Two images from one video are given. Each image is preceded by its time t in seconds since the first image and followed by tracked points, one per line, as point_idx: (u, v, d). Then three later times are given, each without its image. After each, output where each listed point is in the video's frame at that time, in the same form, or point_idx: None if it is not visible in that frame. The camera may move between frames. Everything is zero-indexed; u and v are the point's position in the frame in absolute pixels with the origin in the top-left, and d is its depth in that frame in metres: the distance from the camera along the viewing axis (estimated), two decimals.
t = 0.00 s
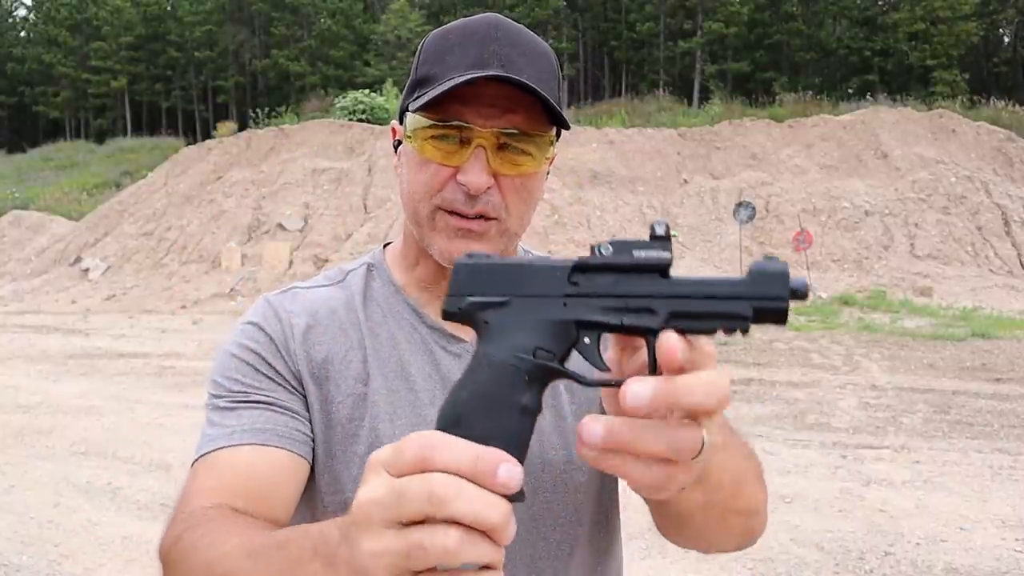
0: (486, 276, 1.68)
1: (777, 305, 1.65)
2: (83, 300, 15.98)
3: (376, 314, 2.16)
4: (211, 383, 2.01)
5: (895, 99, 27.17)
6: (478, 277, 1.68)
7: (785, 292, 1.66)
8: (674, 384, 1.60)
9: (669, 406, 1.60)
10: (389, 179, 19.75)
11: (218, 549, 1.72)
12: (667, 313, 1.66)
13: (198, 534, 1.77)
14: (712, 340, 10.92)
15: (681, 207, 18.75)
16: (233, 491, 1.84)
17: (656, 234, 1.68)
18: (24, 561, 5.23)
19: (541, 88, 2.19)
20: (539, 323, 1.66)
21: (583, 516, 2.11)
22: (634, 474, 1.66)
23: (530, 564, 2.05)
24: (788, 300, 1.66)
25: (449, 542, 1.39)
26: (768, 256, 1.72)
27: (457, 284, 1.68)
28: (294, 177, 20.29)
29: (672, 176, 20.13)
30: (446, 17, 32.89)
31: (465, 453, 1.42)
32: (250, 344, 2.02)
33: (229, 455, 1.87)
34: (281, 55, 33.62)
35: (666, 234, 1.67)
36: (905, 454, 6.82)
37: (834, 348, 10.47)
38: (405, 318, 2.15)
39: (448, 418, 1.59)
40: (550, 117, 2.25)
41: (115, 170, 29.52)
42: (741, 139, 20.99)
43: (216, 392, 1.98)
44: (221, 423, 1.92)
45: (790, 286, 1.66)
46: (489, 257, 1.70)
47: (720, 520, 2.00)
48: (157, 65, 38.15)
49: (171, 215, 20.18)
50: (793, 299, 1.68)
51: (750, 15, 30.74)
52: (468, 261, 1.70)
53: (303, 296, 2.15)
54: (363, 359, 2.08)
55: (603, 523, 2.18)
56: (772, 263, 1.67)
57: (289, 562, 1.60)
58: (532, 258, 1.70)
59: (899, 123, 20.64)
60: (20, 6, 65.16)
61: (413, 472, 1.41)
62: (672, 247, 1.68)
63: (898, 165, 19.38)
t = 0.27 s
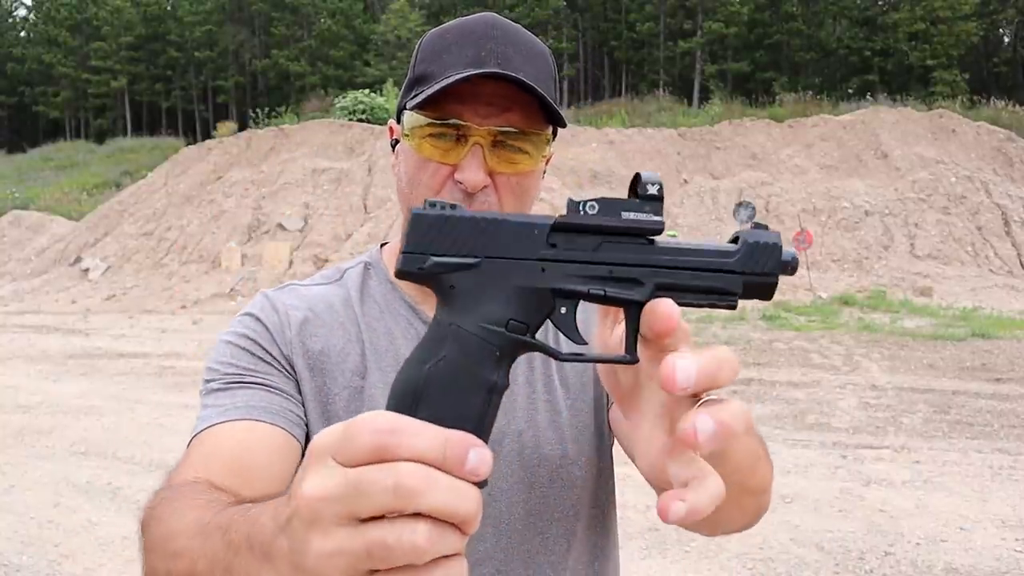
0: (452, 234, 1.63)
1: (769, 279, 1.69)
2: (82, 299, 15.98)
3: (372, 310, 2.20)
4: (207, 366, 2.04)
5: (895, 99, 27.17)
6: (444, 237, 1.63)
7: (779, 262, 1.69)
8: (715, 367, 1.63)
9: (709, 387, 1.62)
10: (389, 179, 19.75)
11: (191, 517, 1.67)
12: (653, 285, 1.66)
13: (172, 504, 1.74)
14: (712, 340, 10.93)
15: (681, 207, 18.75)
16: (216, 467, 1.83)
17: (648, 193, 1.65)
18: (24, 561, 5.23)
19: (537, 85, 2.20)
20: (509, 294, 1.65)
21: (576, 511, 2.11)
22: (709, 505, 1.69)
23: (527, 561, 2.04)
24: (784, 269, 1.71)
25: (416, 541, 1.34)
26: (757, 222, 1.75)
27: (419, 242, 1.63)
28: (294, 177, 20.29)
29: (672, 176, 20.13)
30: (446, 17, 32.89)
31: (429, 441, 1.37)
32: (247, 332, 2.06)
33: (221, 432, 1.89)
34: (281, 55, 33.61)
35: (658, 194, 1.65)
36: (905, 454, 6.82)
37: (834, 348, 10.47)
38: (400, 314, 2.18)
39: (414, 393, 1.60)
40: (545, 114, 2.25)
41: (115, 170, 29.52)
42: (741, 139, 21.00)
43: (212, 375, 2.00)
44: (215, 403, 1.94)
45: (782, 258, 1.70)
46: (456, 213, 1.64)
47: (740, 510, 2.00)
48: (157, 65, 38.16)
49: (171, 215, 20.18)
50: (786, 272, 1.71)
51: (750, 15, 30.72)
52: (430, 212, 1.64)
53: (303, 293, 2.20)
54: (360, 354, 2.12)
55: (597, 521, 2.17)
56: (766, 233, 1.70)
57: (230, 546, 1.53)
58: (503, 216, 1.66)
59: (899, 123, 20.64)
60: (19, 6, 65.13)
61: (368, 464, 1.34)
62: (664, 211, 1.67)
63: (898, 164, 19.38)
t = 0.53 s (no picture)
0: (437, 225, 1.62)
1: (764, 263, 1.71)
2: (82, 300, 15.98)
3: (370, 309, 2.19)
4: (205, 362, 2.04)
5: (895, 99, 27.18)
6: (431, 227, 1.62)
7: (774, 245, 1.71)
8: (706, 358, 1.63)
9: (701, 377, 1.63)
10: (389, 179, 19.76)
11: (184, 513, 1.67)
12: (648, 271, 1.67)
13: (166, 501, 1.73)
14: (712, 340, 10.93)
15: (681, 207, 18.75)
16: (212, 462, 1.83)
17: (639, 175, 1.65)
18: (24, 561, 5.23)
19: (550, 83, 2.23)
20: (496, 286, 1.64)
21: (573, 509, 2.11)
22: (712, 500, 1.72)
23: (525, 559, 2.04)
24: (779, 253, 1.72)
25: (410, 549, 1.35)
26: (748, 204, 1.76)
27: (404, 231, 1.62)
28: (294, 177, 20.30)
29: (672, 175, 20.14)
30: (446, 17, 32.89)
31: (417, 444, 1.36)
32: (244, 329, 2.07)
33: (217, 426, 1.89)
34: (281, 55, 33.60)
35: (649, 177, 1.65)
36: (905, 454, 6.82)
37: (834, 348, 10.47)
38: (398, 313, 2.18)
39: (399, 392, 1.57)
40: (553, 112, 2.28)
41: (115, 170, 29.52)
42: (741, 139, 21.00)
43: (209, 371, 2.01)
44: (212, 399, 1.95)
45: (778, 240, 1.71)
46: (440, 201, 1.64)
47: (738, 494, 2.03)
48: (157, 65, 38.16)
49: (171, 215, 20.18)
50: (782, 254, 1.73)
51: (750, 15, 30.70)
52: (412, 202, 1.63)
53: (302, 291, 2.20)
54: (358, 352, 2.12)
55: (594, 517, 2.17)
56: (760, 216, 1.72)
57: (217, 546, 1.53)
58: (491, 205, 1.65)
59: (899, 123, 20.64)
60: (20, 7, 65.13)
61: (356, 471, 1.33)
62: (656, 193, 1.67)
63: (898, 164, 19.38)
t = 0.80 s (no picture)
0: (430, 214, 1.62)
1: (761, 250, 1.70)
2: (82, 299, 15.98)
3: (367, 308, 2.19)
4: (203, 362, 2.05)
5: (895, 99, 27.17)
6: (423, 216, 1.63)
7: (771, 231, 1.71)
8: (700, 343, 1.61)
9: (694, 363, 1.61)
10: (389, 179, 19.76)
11: (180, 511, 1.68)
12: (643, 260, 1.67)
13: (163, 500, 1.73)
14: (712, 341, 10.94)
15: (681, 207, 18.75)
16: (209, 461, 1.83)
17: (632, 163, 1.65)
18: (24, 561, 5.23)
19: (549, 82, 2.23)
20: (490, 276, 1.64)
21: (571, 511, 2.11)
22: (701, 492, 1.69)
23: (523, 560, 2.04)
24: (776, 240, 1.72)
25: (407, 542, 1.35)
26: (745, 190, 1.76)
27: (396, 221, 1.63)
28: (294, 177, 20.30)
29: (672, 175, 20.14)
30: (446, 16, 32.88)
31: (413, 439, 1.36)
32: (241, 328, 2.07)
33: (214, 426, 1.89)
34: (281, 55, 33.60)
35: (643, 163, 1.65)
36: (905, 454, 6.82)
37: (834, 348, 10.48)
38: (395, 313, 2.18)
39: (395, 384, 1.59)
40: (551, 112, 2.29)
41: (115, 170, 29.52)
42: (741, 139, 21.00)
43: (206, 370, 2.02)
44: (209, 398, 1.95)
45: (775, 226, 1.71)
46: (431, 190, 1.64)
47: (735, 492, 2.03)
48: (157, 65, 38.18)
49: (171, 215, 20.19)
50: (780, 240, 1.73)
51: (750, 15, 30.70)
52: (402, 191, 1.63)
53: (300, 292, 2.20)
54: (355, 352, 2.12)
55: (592, 518, 2.17)
56: (757, 201, 1.72)
57: (214, 544, 1.54)
58: (483, 194, 1.65)
59: (899, 123, 20.63)
60: (20, 6, 65.05)
61: (349, 466, 1.33)
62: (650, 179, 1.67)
63: (898, 164, 19.37)
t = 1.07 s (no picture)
0: (426, 208, 1.64)
1: (765, 243, 1.71)
2: (82, 300, 15.98)
3: (367, 308, 2.19)
4: (202, 361, 2.04)
5: (895, 99, 27.15)
6: (419, 210, 1.64)
7: (777, 223, 1.71)
8: (694, 337, 1.61)
9: (687, 355, 1.61)
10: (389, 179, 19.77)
11: (179, 510, 1.68)
12: (644, 253, 1.69)
13: (163, 499, 1.73)
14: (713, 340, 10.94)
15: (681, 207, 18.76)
16: (209, 460, 1.83)
17: (633, 153, 1.66)
18: (24, 561, 5.23)
19: (551, 79, 2.23)
20: (488, 269, 1.65)
21: (571, 512, 2.11)
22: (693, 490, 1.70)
23: (523, 561, 2.04)
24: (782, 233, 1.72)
25: (400, 535, 1.36)
26: (751, 183, 1.77)
27: (393, 214, 1.64)
28: (294, 177, 20.31)
29: (672, 175, 20.15)
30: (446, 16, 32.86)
31: (407, 433, 1.37)
32: (241, 328, 2.07)
33: (213, 426, 1.89)
34: (281, 55, 33.56)
35: (644, 154, 1.66)
36: (905, 454, 6.82)
37: (834, 348, 10.48)
38: (395, 312, 2.18)
39: (389, 376, 1.60)
40: (552, 111, 2.30)
41: (115, 170, 29.52)
42: (741, 139, 21.01)
43: (205, 369, 2.02)
44: (209, 398, 1.95)
45: (781, 219, 1.72)
46: (428, 182, 1.66)
47: (736, 493, 2.03)
48: (157, 65, 38.18)
49: (171, 215, 20.19)
50: (787, 234, 1.73)
51: (750, 15, 30.69)
52: (399, 184, 1.64)
53: (300, 291, 2.20)
54: (356, 352, 2.12)
55: (592, 519, 2.16)
56: (762, 193, 1.72)
57: (217, 540, 1.54)
58: (482, 185, 1.67)
59: (899, 123, 20.62)
60: (20, 5, 64.98)
61: (340, 458, 1.34)
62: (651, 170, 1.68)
63: (898, 164, 19.37)
